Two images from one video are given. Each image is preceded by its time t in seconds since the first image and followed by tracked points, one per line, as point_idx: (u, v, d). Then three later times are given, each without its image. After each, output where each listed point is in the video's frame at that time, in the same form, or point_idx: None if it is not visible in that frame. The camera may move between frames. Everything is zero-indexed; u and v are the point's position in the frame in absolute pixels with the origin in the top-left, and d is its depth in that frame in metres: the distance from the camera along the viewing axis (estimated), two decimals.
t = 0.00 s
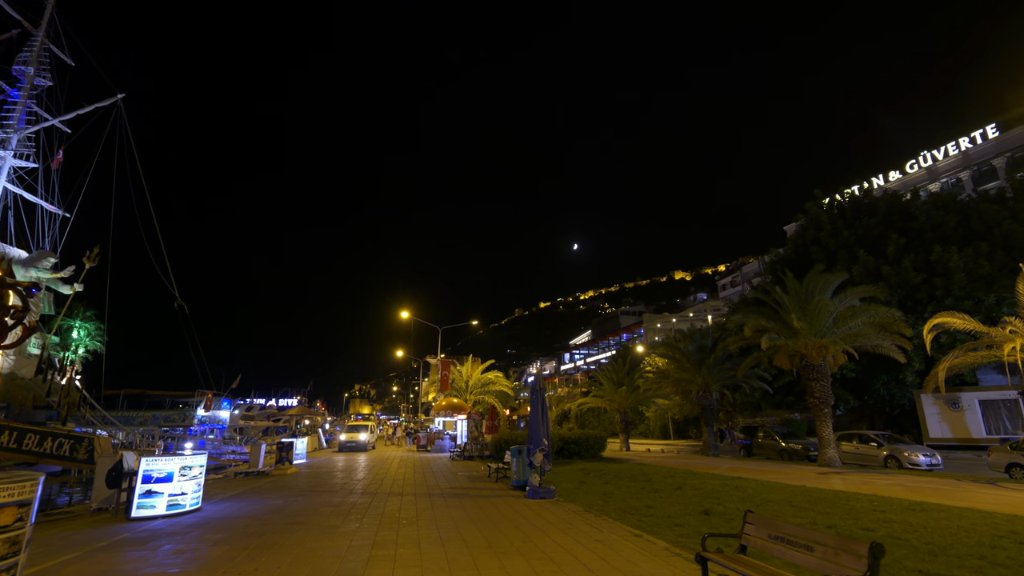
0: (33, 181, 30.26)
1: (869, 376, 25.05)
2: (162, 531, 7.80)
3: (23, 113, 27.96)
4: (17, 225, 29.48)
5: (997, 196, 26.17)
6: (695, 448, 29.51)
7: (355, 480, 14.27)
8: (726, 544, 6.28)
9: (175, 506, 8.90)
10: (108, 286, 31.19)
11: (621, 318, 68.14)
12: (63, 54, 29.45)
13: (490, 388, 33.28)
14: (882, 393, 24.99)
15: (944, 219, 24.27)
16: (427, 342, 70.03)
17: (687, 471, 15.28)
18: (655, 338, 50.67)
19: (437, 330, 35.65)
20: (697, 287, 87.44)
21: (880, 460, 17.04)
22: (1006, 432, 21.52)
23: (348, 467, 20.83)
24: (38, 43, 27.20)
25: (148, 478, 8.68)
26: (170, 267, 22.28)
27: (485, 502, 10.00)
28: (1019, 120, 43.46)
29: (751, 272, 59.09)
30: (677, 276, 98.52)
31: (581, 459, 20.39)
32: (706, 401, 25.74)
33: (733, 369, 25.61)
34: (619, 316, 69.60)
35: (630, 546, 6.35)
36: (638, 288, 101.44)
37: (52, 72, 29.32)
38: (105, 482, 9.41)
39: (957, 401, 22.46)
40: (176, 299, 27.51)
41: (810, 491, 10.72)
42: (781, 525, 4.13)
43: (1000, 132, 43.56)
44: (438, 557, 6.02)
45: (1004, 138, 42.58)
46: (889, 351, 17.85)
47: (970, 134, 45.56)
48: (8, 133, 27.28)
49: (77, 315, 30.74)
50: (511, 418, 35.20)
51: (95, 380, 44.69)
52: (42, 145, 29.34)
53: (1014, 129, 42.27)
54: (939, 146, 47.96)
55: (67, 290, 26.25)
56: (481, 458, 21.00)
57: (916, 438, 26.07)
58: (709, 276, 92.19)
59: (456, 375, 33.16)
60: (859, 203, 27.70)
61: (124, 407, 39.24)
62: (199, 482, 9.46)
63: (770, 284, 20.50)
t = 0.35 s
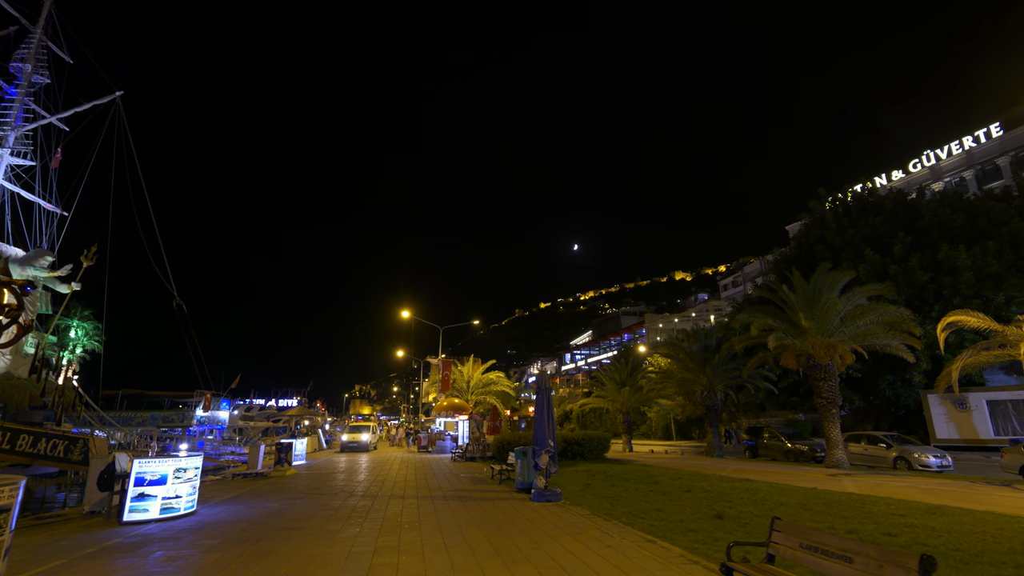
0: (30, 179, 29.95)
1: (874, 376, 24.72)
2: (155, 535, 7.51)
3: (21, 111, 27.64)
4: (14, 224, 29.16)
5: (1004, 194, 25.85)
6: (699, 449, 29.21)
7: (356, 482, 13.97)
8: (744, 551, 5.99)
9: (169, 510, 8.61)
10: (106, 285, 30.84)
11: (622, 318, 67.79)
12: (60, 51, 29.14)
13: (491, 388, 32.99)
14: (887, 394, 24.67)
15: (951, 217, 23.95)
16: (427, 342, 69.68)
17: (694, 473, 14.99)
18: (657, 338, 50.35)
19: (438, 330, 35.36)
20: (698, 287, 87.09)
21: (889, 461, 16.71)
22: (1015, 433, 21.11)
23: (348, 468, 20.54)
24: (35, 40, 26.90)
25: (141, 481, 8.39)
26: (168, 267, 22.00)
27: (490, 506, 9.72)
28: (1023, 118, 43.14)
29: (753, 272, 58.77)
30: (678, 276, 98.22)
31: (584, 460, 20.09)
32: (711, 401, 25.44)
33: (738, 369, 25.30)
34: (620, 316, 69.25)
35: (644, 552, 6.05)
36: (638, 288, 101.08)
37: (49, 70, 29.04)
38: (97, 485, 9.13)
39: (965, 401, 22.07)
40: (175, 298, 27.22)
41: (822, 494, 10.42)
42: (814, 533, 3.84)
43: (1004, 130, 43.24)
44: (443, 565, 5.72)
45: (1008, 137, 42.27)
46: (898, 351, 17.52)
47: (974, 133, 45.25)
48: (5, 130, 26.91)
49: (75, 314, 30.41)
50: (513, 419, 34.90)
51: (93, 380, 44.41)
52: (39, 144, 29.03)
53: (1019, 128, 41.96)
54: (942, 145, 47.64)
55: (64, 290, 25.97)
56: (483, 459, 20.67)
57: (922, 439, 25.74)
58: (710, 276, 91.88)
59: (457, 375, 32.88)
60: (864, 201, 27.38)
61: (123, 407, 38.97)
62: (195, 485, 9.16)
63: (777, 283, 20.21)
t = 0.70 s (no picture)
0: (29, 177, 29.65)
1: (880, 376, 24.40)
2: (148, 542, 7.20)
3: (19, 108, 27.33)
4: (12, 222, 28.84)
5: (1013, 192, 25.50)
6: (703, 450, 28.88)
7: (358, 484, 13.70)
8: (765, 561, 5.70)
9: (164, 514, 8.33)
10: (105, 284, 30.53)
11: (623, 318, 67.45)
12: (58, 48, 28.85)
13: (493, 388, 32.72)
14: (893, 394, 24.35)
15: (959, 215, 23.62)
16: (428, 342, 69.37)
17: (702, 475, 14.67)
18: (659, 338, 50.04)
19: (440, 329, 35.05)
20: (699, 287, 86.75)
21: (900, 463, 16.39)
22: None
23: (349, 469, 20.25)
24: (34, 36, 26.63)
25: (135, 485, 8.10)
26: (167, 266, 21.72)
27: (495, 511, 9.44)
28: None
29: (756, 271, 58.43)
30: (679, 276, 97.88)
31: (588, 462, 19.79)
32: (716, 402, 25.14)
33: (744, 369, 24.99)
34: (621, 316, 68.90)
35: (659, 561, 5.77)
36: (639, 288, 100.73)
37: (48, 67, 28.76)
38: (91, 488, 8.88)
39: (974, 401, 21.32)
40: (174, 297, 26.89)
41: (837, 497, 10.12)
42: (855, 547, 3.56)
43: (1009, 129, 42.91)
44: None
45: (1014, 135, 41.94)
46: (908, 350, 17.19)
47: (979, 131, 44.92)
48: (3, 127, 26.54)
49: (73, 314, 30.07)
50: (515, 419, 34.60)
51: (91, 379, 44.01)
52: (38, 141, 28.72)
53: None
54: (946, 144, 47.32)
55: (63, 288, 25.67)
56: (486, 460, 20.34)
57: (929, 440, 25.39)
58: (711, 276, 91.54)
59: (459, 374, 32.63)
60: (870, 199, 27.06)
61: (122, 407, 38.73)
62: (191, 488, 8.89)
63: (784, 281, 19.91)
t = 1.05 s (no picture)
0: (35, 177, 29.58)
1: (892, 377, 23.97)
2: (148, 546, 6.98)
3: (25, 108, 27.24)
4: (18, 223, 28.77)
5: None
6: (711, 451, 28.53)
7: (363, 485, 13.49)
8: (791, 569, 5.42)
9: (166, 516, 8.11)
10: (111, 283, 30.42)
11: (628, 318, 67.08)
12: (64, 48, 28.77)
13: (497, 388, 32.49)
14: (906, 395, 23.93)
15: (974, 213, 23.16)
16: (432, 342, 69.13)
17: (713, 478, 14.37)
18: (665, 338, 49.66)
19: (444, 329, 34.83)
20: (704, 286, 86.28)
21: (917, 465, 16.03)
22: None
23: (354, 469, 20.04)
24: (40, 36, 26.55)
25: (135, 486, 7.89)
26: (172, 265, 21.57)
27: (504, 514, 9.18)
28: None
29: (762, 271, 57.98)
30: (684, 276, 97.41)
31: (596, 463, 19.50)
32: (725, 402, 24.81)
33: (754, 369, 24.64)
34: (626, 316, 68.51)
35: (680, 568, 5.51)
36: (644, 288, 100.28)
37: (54, 67, 28.71)
38: (91, 489, 8.67)
39: (989, 402, 19.75)
40: (179, 297, 26.73)
41: (857, 501, 9.82)
42: (905, 560, 3.26)
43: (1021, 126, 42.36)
44: None
45: None
46: (924, 350, 16.81)
47: (990, 128, 44.34)
48: (9, 127, 26.37)
49: (79, 313, 29.93)
50: (520, 419, 34.34)
51: (95, 378, 43.96)
52: (44, 141, 28.63)
53: None
54: (957, 141, 46.77)
55: (68, 288, 25.55)
56: (492, 461, 20.08)
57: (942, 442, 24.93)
58: (716, 275, 91.04)
59: (464, 374, 32.39)
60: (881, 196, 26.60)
61: (127, 407, 38.74)
62: (193, 489, 8.68)
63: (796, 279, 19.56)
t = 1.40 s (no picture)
0: (55, 180, 29.92)
1: (918, 377, 23.24)
2: (160, 548, 6.80)
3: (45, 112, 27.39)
4: (39, 225, 29.10)
5: None
6: (730, 453, 27.95)
7: (377, 486, 13.27)
8: None
9: (178, 517, 7.95)
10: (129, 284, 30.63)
11: (641, 317, 66.38)
12: (83, 53, 29.06)
13: (511, 388, 32.22)
14: (933, 396, 23.19)
15: (1006, 206, 22.32)
16: (444, 342, 68.98)
17: (736, 482, 13.92)
18: (680, 338, 48.95)
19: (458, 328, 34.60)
20: (719, 285, 85.16)
21: (950, 470, 15.43)
22: None
23: (367, 469, 19.86)
24: (59, 42, 26.83)
25: (147, 486, 7.74)
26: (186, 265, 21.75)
27: (523, 518, 8.91)
28: None
29: (779, 269, 57.01)
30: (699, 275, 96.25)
31: (612, 465, 19.12)
32: (745, 403, 24.26)
33: (776, 370, 24.05)
34: (639, 316, 67.77)
35: None
36: (658, 287, 99.29)
37: (73, 71, 29.01)
38: (104, 489, 8.52)
39: None
40: (195, 296, 26.85)
41: (893, 507, 9.37)
42: None
43: None
44: None
45: None
46: (955, 349, 16.20)
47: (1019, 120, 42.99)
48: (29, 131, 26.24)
49: (97, 313, 30.17)
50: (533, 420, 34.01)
51: (113, 378, 44.43)
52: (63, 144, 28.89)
53: None
54: (984, 134, 45.42)
55: (87, 288, 25.77)
56: (507, 462, 19.76)
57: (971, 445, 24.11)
58: (732, 274, 89.79)
59: (477, 374, 32.16)
60: (907, 190, 25.80)
61: (143, 406, 39.14)
62: (206, 490, 8.51)
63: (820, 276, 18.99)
